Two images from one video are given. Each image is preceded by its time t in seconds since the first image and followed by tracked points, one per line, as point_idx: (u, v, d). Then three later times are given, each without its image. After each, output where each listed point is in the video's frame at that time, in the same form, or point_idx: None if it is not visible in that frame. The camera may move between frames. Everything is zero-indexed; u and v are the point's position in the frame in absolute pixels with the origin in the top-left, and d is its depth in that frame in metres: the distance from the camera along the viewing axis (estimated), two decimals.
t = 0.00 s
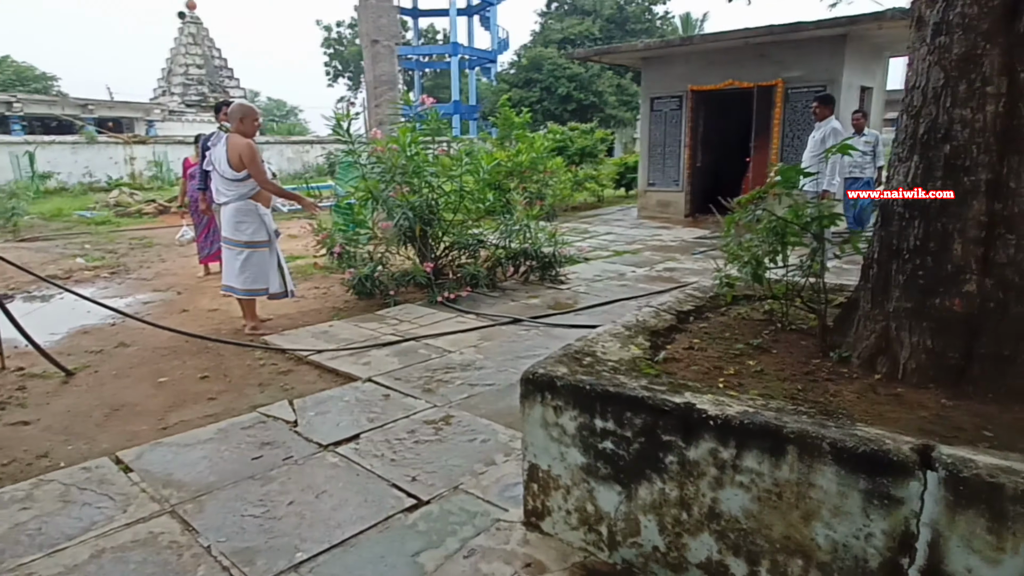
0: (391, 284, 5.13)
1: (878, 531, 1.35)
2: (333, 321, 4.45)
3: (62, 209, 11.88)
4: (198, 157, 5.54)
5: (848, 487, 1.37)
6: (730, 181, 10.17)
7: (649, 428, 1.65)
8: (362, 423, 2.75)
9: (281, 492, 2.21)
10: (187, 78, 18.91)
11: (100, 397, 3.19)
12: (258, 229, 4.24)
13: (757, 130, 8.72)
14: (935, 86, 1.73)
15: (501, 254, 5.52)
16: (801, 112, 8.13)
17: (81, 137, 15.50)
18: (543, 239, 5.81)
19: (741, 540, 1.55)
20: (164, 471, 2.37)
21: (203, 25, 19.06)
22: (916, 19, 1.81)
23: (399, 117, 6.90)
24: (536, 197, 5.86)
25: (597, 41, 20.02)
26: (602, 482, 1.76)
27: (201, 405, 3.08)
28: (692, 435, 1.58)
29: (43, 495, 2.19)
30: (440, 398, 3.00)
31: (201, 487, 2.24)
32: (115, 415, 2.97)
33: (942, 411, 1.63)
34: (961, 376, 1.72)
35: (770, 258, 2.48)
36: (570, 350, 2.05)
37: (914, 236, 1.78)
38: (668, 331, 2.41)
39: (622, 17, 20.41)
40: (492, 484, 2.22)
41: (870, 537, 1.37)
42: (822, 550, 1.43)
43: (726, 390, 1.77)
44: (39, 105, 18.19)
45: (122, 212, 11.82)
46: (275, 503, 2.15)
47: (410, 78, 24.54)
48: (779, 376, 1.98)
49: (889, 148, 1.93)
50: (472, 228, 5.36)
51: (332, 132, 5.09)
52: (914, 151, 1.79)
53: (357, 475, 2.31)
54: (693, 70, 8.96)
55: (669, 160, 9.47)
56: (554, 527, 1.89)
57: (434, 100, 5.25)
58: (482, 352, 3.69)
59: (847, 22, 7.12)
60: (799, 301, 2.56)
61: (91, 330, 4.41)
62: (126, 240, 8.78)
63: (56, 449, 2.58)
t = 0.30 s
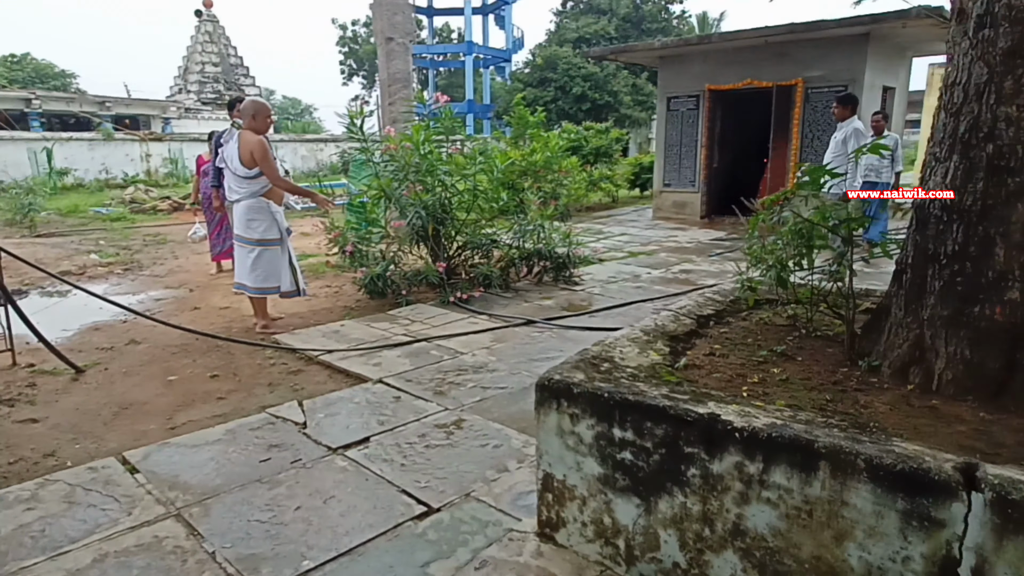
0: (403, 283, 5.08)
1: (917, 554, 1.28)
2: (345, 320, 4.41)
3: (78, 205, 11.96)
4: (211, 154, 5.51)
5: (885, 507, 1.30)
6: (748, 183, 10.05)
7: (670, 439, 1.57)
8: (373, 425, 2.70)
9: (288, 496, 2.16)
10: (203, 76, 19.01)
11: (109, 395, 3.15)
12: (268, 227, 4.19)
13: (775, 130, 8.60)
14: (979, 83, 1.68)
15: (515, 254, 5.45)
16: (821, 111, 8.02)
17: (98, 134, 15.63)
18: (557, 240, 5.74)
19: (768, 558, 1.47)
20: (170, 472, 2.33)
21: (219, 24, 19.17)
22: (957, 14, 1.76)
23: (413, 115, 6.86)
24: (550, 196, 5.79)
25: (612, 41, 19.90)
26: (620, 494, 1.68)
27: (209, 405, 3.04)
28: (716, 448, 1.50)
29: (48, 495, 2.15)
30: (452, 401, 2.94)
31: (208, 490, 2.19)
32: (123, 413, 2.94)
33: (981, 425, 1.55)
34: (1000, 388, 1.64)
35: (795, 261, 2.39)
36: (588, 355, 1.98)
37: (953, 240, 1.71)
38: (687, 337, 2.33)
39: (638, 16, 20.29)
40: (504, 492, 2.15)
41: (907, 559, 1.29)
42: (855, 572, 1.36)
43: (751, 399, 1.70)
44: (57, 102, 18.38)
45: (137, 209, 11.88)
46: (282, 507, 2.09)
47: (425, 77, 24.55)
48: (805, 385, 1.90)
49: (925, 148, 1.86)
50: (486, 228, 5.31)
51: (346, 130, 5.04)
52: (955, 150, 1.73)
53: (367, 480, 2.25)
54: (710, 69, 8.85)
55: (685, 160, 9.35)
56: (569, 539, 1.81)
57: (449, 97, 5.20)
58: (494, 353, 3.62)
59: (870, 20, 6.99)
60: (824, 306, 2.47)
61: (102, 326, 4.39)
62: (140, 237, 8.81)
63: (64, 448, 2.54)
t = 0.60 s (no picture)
0: (417, 284, 4.99)
1: None
2: (357, 322, 4.32)
3: (92, 201, 11.98)
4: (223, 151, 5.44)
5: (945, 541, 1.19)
6: (767, 183, 9.88)
7: (705, 459, 1.46)
8: (385, 433, 2.60)
9: (296, 509, 2.07)
10: (218, 73, 19.01)
11: (115, 398, 3.10)
12: (279, 226, 4.11)
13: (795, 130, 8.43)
14: None
15: (530, 255, 5.35)
16: (843, 112, 7.83)
17: (113, 131, 15.69)
18: (574, 240, 5.62)
19: None
20: (175, 482, 2.25)
21: (234, 21, 19.19)
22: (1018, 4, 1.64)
23: (427, 113, 6.77)
24: (566, 197, 5.68)
25: (627, 40, 19.72)
26: (649, 517, 1.58)
27: (218, 409, 2.97)
28: (756, 471, 1.39)
29: (49, 506, 2.08)
30: (466, 409, 2.84)
31: (213, 502, 2.11)
32: (128, 417, 2.87)
33: None
34: None
35: (830, 266, 2.26)
36: (614, 365, 1.87)
37: (1010, 247, 1.59)
38: (715, 345, 2.22)
39: (654, 15, 20.11)
40: (523, 507, 2.05)
41: None
42: None
43: (791, 416, 1.58)
44: (73, 98, 18.46)
45: (151, 206, 11.89)
46: (290, 520, 2.01)
47: (439, 75, 24.50)
48: (845, 400, 1.78)
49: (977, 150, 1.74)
50: (501, 228, 5.21)
51: (359, 127, 4.95)
52: (1014, 150, 1.61)
53: (379, 492, 2.16)
54: (729, 68, 8.69)
55: (702, 160, 9.20)
56: (593, 561, 1.71)
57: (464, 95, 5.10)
58: (510, 358, 3.52)
59: (894, 19, 6.82)
60: (859, 314, 2.35)
61: (111, 325, 4.35)
62: (153, 234, 8.80)
63: (66, 453, 2.53)
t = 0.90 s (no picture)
0: (428, 287, 4.89)
1: None
2: (367, 326, 4.23)
3: (100, 200, 11.95)
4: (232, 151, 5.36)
5: None
6: (781, 186, 9.73)
7: (750, 487, 1.36)
8: (399, 446, 2.51)
9: (308, 527, 1.97)
10: (227, 72, 18.97)
11: (119, 405, 3.01)
12: (287, 228, 4.02)
13: (811, 132, 8.30)
14: None
15: (543, 258, 5.25)
16: (860, 114, 7.68)
17: (122, 130, 15.68)
18: (588, 243, 5.51)
19: None
20: (181, 497, 2.16)
21: (242, 21, 19.15)
22: None
23: (438, 114, 6.68)
24: (580, 199, 5.57)
25: (637, 41, 19.59)
26: (687, 546, 1.47)
27: (225, 418, 2.88)
28: (807, 501, 1.29)
29: (50, 524, 2.00)
30: (482, 420, 2.74)
31: (220, 520, 2.02)
32: (133, 426, 2.79)
33: None
34: None
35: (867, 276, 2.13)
36: (644, 382, 1.77)
37: None
38: (747, 359, 2.11)
39: (663, 16, 19.97)
40: (545, 528, 1.95)
41: None
42: None
43: (839, 440, 1.48)
44: (82, 97, 18.48)
45: (159, 205, 11.85)
46: (301, 540, 1.91)
47: (447, 76, 24.43)
48: (893, 420, 1.67)
49: None
50: (514, 231, 5.11)
51: (369, 128, 4.85)
52: None
53: (394, 510, 2.06)
54: (743, 69, 8.57)
55: (715, 162, 9.07)
56: None
57: (477, 95, 5.00)
58: (526, 366, 3.41)
59: (913, 20, 6.68)
60: (899, 326, 2.23)
61: (117, 328, 4.27)
62: (161, 234, 8.74)
63: (69, 465, 2.45)
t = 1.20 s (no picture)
0: (437, 290, 4.83)
1: None
2: (376, 330, 4.17)
3: (106, 199, 11.94)
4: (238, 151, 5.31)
5: None
6: (791, 187, 9.64)
7: (784, 511, 1.29)
8: (409, 456, 2.44)
9: (316, 543, 1.91)
10: (234, 72, 18.94)
11: (123, 411, 2.96)
12: (295, 229, 3.96)
13: (823, 133, 8.19)
14: None
15: (553, 260, 5.17)
16: (872, 116, 7.58)
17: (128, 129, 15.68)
18: (598, 245, 5.43)
19: None
20: (186, 509, 2.10)
21: (249, 21, 19.12)
22: None
23: (446, 114, 6.61)
24: (590, 201, 5.49)
25: (644, 41, 19.45)
26: (715, 571, 1.40)
27: (231, 425, 2.82)
28: (846, 527, 1.22)
29: (51, 537, 1.94)
30: (494, 429, 2.67)
31: (226, 535, 1.96)
32: (137, 433, 2.74)
33: None
34: None
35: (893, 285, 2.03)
36: (668, 395, 1.70)
37: None
38: (772, 369, 2.03)
39: (671, 16, 19.85)
40: (562, 545, 1.88)
41: None
42: None
43: (876, 458, 1.40)
44: (90, 96, 18.50)
45: (165, 205, 11.83)
46: (310, 556, 1.85)
47: (454, 76, 24.37)
48: (929, 437, 1.59)
49: None
50: (524, 233, 5.04)
51: (378, 128, 4.80)
52: None
53: (405, 525, 2.00)
54: (754, 70, 8.48)
55: (725, 163, 8.97)
56: None
57: (487, 94, 4.87)
58: (538, 372, 3.34)
59: (927, 21, 6.58)
60: (928, 336, 2.15)
61: (122, 331, 4.22)
62: (168, 234, 8.72)
63: (71, 474, 2.40)
